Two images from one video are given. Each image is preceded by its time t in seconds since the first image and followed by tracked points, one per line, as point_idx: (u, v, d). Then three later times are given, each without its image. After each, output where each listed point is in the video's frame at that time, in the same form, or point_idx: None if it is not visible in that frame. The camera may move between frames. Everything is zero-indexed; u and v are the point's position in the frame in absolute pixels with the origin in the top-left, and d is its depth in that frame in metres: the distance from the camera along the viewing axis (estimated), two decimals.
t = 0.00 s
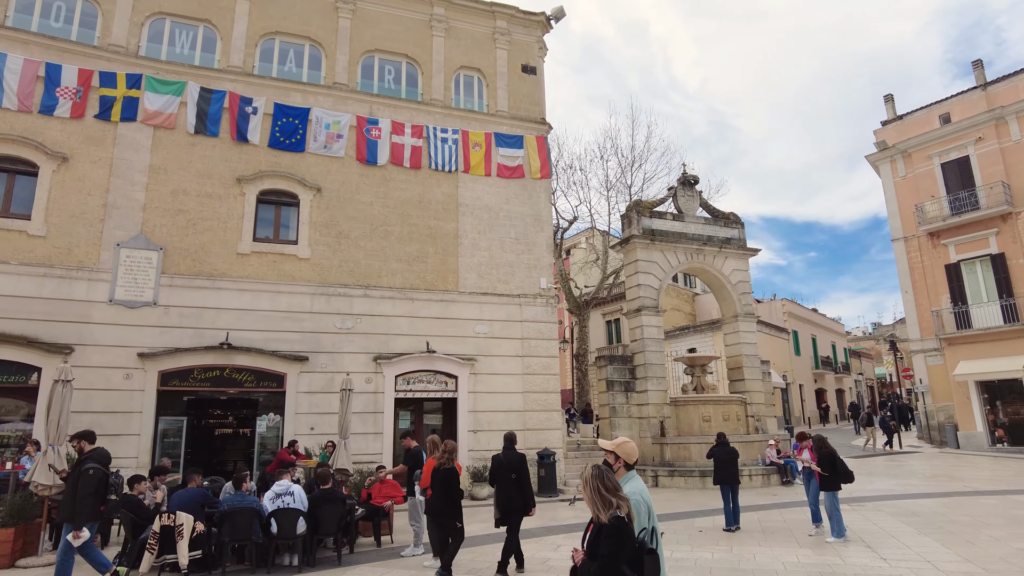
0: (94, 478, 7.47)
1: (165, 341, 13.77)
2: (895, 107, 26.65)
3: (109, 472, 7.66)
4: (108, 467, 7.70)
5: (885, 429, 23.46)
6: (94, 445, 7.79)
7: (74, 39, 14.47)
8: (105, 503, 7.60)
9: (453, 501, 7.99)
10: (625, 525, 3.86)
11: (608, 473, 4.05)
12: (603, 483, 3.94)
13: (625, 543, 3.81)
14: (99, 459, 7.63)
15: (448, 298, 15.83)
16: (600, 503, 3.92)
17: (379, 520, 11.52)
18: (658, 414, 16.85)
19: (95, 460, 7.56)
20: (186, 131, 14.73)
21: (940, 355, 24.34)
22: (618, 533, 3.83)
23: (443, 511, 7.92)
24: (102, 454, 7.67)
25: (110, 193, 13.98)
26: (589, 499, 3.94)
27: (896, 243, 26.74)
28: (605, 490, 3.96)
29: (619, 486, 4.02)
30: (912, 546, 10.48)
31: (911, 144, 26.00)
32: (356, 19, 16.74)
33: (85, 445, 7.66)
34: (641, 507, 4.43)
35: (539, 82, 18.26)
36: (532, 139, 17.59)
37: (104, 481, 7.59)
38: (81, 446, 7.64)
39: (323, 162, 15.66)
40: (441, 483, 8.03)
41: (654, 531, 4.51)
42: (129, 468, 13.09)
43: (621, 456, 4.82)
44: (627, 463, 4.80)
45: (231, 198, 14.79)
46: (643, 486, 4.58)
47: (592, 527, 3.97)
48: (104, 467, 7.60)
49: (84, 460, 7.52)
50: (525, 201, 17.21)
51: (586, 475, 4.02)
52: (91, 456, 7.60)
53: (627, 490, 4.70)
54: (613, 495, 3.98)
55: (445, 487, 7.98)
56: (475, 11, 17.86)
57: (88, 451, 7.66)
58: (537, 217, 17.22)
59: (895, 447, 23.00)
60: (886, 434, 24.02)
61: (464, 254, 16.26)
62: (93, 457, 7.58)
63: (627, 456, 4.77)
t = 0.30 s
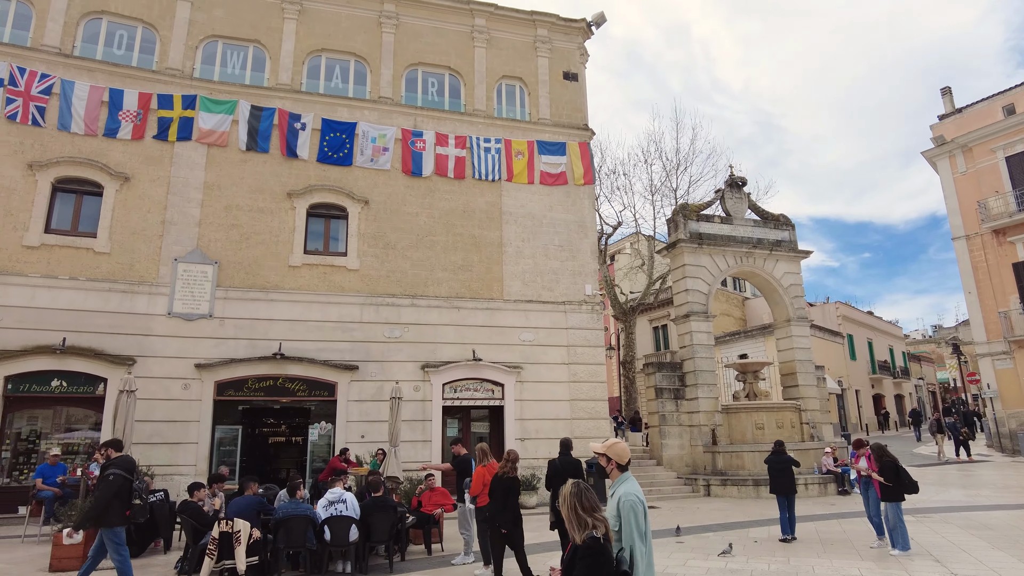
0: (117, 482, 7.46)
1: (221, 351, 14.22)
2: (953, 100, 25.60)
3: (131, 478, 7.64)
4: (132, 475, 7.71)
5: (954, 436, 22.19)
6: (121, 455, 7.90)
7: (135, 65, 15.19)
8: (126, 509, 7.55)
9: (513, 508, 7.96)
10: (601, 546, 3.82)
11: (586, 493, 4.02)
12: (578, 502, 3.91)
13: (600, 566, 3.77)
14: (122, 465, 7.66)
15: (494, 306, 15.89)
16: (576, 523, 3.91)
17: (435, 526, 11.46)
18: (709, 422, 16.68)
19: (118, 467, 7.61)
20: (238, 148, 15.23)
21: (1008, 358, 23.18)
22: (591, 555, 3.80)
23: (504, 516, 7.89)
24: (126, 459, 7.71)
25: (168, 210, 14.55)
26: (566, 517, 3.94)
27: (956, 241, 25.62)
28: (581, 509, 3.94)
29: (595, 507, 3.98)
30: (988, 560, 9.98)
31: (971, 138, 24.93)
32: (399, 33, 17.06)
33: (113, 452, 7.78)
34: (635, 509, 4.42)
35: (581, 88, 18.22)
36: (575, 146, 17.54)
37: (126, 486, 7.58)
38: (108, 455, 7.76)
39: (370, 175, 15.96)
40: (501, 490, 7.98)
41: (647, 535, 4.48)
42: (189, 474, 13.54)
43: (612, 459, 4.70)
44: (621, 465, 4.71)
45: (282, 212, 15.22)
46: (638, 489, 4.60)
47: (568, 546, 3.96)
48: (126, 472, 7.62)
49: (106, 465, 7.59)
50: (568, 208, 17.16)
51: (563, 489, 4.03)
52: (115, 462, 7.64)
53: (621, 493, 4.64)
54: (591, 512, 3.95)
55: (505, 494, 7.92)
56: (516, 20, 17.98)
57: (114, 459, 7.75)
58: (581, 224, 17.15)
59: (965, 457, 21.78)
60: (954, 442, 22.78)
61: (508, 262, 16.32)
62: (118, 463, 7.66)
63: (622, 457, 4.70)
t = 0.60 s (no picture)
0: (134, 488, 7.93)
1: (268, 361, 14.55)
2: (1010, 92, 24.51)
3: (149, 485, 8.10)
4: (150, 481, 8.17)
5: None
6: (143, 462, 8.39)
7: (184, 85, 15.74)
8: (142, 515, 7.94)
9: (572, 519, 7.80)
10: (571, 545, 4.20)
11: (561, 495, 4.39)
12: (553, 504, 4.30)
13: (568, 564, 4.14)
14: (142, 471, 8.14)
15: (535, 313, 15.88)
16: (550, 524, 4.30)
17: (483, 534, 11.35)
18: (757, 429, 16.31)
19: (138, 473, 8.09)
20: (283, 162, 15.62)
21: None
22: (562, 555, 4.17)
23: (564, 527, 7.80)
24: (146, 466, 8.18)
25: (216, 225, 15.00)
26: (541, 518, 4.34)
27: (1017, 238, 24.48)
28: (555, 509, 4.33)
29: (568, 509, 4.36)
30: None
31: None
32: (437, 45, 17.27)
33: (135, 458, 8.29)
34: (621, 526, 4.59)
35: (619, 92, 18.12)
36: (614, 150, 17.41)
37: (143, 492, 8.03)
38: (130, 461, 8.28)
39: (410, 186, 16.16)
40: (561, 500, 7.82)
41: (632, 552, 4.59)
42: (239, 482, 13.87)
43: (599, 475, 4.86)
44: (608, 482, 4.84)
45: (326, 224, 15.52)
46: (626, 507, 4.76)
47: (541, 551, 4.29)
48: (145, 477, 8.09)
49: (128, 470, 8.09)
50: (608, 213, 17.04)
51: (541, 494, 4.43)
52: (135, 468, 8.13)
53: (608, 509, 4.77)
54: (565, 513, 4.34)
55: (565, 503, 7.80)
56: (552, 27, 18.01)
57: (135, 465, 8.24)
58: (621, 229, 17.01)
59: None
60: None
61: (548, 268, 16.28)
62: (139, 470, 8.15)
63: (610, 474, 4.83)
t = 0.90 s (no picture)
0: (151, 499, 8.24)
1: (310, 371, 14.81)
2: None
3: (165, 495, 8.39)
4: (167, 491, 8.44)
5: None
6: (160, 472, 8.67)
7: (225, 103, 16.21)
8: (163, 524, 8.26)
9: (624, 523, 7.82)
10: (540, 551, 4.68)
11: (534, 505, 4.83)
12: (526, 514, 4.74)
13: (540, 568, 4.68)
14: (158, 483, 8.43)
15: (571, 319, 15.81)
16: (522, 532, 4.77)
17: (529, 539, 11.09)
18: (802, 435, 15.87)
19: (153, 484, 8.37)
20: (321, 175, 15.94)
21: None
22: (532, 560, 4.67)
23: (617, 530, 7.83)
24: (161, 477, 8.45)
25: (259, 238, 15.37)
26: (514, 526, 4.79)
27: None
28: (527, 519, 4.77)
29: (542, 518, 4.78)
30: None
31: None
32: (469, 55, 17.45)
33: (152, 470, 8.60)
34: (596, 526, 4.52)
35: (652, 96, 18.00)
36: (649, 154, 17.27)
37: (161, 502, 8.35)
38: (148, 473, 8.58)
39: (445, 196, 16.32)
40: (613, 504, 7.83)
41: (612, 553, 4.57)
42: (283, 490, 14.12)
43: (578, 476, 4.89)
44: (587, 482, 4.87)
45: (364, 235, 15.76)
46: (605, 505, 4.69)
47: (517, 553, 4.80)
48: (162, 489, 8.37)
49: (144, 483, 8.37)
50: (644, 218, 16.90)
51: (517, 500, 4.87)
52: (151, 480, 8.41)
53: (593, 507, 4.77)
54: (534, 523, 4.76)
55: (619, 509, 7.78)
56: (584, 33, 18.01)
57: (153, 476, 8.53)
58: (657, 233, 16.84)
59: None
60: None
61: (584, 275, 16.21)
62: (155, 481, 8.43)
63: (589, 474, 4.86)
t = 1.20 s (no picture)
0: (160, 507, 7.88)
1: (345, 381, 15.00)
2: None
3: (174, 502, 8.05)
4: (175, 498, 8.08)
5: None
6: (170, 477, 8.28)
7: (260, 120, 16.60)
8: (169, 530, 8.03)
9: (669, 533, 7.79)
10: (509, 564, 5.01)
11: (504, 520, 5.20)
12: (495, 529, 5.14)
13: None
14: (167, 488, 8.05)
15: (603, 327, 15.73)
16: (493, 545, 5.17)
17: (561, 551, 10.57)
18: (842, 443, 15.52)
19: (162, 491, 8.00)
20: (354, 189, 16.20)
21: None
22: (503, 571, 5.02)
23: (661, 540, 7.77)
24: (172, 484, 8.08)
25: (294, 251, 15.67)
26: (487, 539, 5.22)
27: None
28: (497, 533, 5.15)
29: (511, 533, 5.15)
30: None
31: None
32: (497, 66, 17.59)
33: (162, 475, 8.20)
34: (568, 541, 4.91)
35: (681, 101, 17.87)
36: (679, 159, 17.13)
37: (168, 508, 8.00)
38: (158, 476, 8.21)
39: (475, 206, 16.42)
40: (656, 514, 7.79)
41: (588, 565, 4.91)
42: (319, 500, 14.30)
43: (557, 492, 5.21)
44: (564, 499, 5.17)
45: (395, 247, 15.95)
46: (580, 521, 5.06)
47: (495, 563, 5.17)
48: (169, 497, 7.99)
49: (153, 487, 8.01)
50: (675, 223, 16.75)
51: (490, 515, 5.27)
52: (161, 485, 8.03)
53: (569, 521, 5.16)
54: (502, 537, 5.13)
55: (660, 519, 7.74)
56: (611, 41, 18.00)
57: (161, 481, 8.15)
58: (690, 239, 16.67)
59: None
60: None
61: (615, 282, 16.12)
62: (163, 486, 8.07)
63: (568, 491, 5.15)
